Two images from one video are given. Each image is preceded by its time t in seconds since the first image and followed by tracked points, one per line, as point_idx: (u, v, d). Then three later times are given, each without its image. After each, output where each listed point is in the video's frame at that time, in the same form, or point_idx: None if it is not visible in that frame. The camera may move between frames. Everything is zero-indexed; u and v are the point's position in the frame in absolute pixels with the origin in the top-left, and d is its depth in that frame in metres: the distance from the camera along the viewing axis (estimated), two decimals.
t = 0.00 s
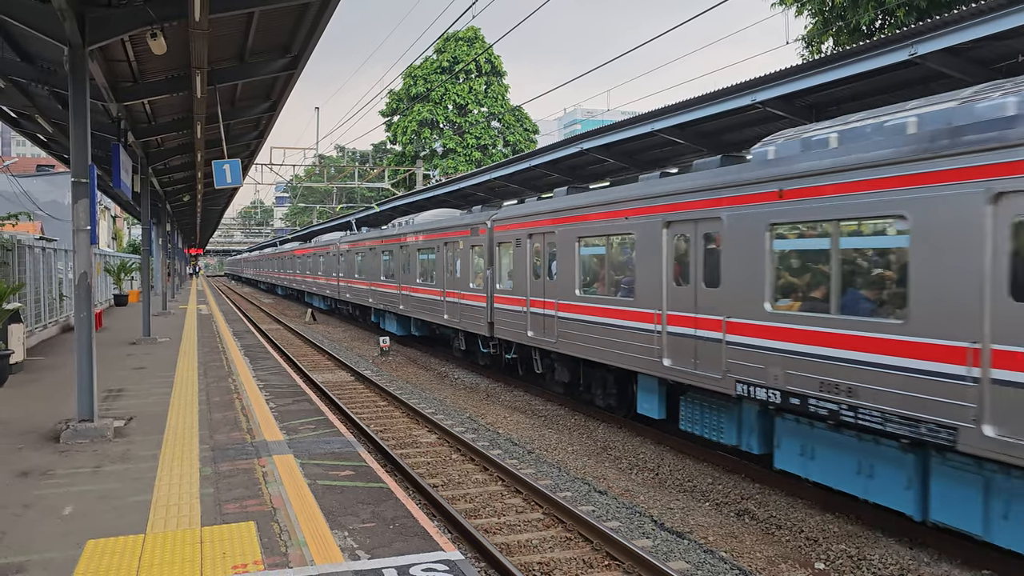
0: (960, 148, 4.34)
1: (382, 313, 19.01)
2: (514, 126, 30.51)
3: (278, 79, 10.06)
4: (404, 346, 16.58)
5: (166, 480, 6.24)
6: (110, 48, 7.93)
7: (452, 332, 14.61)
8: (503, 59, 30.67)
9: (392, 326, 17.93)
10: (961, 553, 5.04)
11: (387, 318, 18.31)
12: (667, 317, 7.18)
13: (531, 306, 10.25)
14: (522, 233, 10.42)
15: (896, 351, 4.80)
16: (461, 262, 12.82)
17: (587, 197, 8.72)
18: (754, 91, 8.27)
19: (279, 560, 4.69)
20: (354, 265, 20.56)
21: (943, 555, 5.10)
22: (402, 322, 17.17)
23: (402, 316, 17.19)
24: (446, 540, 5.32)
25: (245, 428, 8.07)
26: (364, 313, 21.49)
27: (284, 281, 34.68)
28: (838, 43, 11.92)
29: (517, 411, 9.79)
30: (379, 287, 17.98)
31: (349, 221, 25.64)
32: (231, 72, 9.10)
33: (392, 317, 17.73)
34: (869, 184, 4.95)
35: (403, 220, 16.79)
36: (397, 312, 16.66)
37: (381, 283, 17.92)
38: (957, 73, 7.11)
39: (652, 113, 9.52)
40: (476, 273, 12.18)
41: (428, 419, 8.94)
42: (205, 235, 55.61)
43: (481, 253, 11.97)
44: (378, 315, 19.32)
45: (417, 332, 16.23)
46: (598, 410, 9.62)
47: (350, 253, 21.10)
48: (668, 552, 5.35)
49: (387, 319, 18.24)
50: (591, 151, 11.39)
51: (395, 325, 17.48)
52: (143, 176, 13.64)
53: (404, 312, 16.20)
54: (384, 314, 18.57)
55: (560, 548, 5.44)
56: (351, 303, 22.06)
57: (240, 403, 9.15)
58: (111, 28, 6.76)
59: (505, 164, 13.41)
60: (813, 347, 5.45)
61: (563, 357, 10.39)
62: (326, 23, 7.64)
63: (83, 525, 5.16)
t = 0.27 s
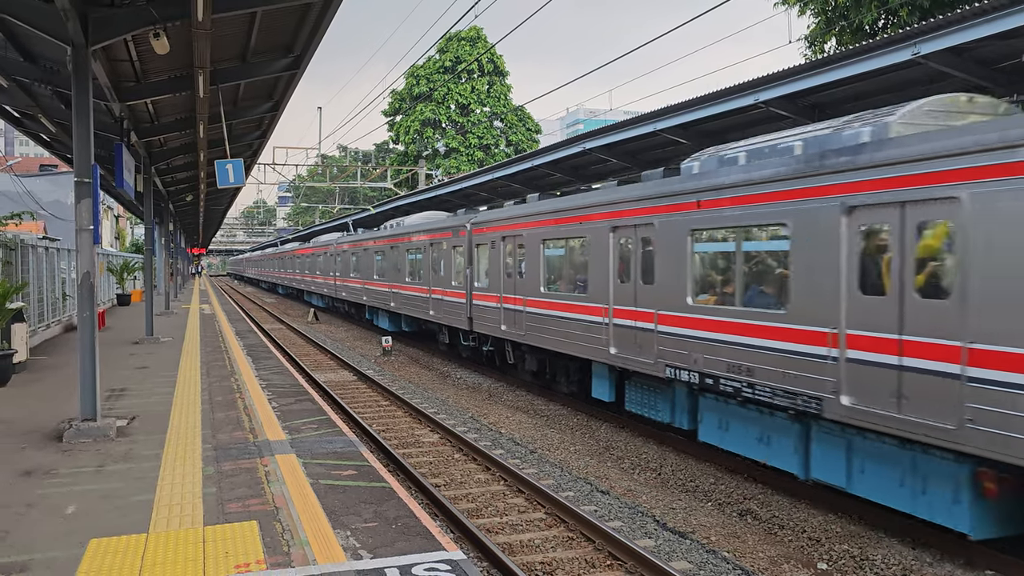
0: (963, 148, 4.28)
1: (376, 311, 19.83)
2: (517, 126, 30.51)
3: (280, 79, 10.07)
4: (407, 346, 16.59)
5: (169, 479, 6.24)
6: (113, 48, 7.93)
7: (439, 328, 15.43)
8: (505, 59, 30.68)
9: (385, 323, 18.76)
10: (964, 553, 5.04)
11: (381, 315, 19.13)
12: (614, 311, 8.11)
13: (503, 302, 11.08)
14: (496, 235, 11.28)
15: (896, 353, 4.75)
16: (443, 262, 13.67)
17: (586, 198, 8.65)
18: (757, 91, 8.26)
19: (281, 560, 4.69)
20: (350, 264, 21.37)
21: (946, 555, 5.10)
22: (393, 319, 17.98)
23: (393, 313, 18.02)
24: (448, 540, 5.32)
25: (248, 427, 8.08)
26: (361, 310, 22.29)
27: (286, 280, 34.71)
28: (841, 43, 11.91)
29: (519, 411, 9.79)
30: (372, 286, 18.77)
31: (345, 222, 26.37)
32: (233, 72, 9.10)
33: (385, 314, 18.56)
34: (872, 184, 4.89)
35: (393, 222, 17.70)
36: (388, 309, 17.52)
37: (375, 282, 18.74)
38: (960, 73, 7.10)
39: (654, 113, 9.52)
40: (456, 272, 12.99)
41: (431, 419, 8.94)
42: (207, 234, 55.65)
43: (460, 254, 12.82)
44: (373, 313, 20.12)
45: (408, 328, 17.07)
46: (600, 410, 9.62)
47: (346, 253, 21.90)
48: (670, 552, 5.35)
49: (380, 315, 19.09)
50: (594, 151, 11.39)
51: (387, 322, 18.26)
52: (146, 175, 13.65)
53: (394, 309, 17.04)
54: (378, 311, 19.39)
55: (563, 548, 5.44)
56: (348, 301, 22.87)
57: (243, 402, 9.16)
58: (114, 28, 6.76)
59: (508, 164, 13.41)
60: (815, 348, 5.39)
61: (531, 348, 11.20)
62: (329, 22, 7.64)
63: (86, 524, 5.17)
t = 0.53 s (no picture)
0: (966, 148, 4.33)
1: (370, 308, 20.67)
2: (520, 125, 30.48)
3: (283, 79, 10.09)
4: (409, 345, 16.60)
5: (171, 478, 6.25)
6: (116, 48, 7.95)
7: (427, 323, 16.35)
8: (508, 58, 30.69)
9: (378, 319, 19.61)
10: (968, 553, 5.03)
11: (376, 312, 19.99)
12: (569, 305, 9.16)
13: (481, 298, 12.02)
14: (473, 237, 12.28)
15: (896, 352, 4.80)
16: (428, 261, 14.58)
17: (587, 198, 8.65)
18: (759, 90, 8.25)
19: (284, 559, 4.70)
20: (345, 263, 22.18)
21: (949, 555, 5.09)
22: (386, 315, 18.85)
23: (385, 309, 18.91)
24: (451, 539, 5.32)
25: (250, 426, 8.09)
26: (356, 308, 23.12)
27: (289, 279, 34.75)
28: (844, 42, 11.90)
29: (522, 410, 9.78)
30: (366, 284, 19.64)
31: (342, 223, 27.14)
32: (237, 71, 9.11)
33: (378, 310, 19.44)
34: (875, 184, 4.92)
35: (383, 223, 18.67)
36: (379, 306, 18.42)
37: (368, 280, 19.63)
38: (963, 72, 7.09)
39: (657, 113, 9.51)
40: (441, 269, 13.87)
41: (433, 418, 8.94)
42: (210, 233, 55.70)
43: (443, 253, 13.76)
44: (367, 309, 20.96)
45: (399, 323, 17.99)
46: (603, 410, 9.61)
47: (341, 251, 22.70)
48: (672, 552, 5.35)
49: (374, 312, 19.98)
50: (596, 150, 11.40)
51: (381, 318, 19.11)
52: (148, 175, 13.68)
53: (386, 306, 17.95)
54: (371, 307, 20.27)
55: (565, 548, 5.44)
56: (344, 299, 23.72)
57: (246, 402, 9.16)
58: (117, 28, 6.78)
59: (511, 163, 13.41)
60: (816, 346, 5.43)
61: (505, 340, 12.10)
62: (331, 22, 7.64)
63: (90, 523, 5.18)
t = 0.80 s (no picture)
0: (969, 148, 4.40)
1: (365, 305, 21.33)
2: (523, 124, 30.45)
3: (286, 78, 10.10)
4: (411, 344, 16.62)
5: (174, 477, 6.26)
6: (119, 47, 7.96)
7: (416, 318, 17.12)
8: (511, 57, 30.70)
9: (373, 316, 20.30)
10: (971, 553, 5.02)
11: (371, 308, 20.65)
12: (537, 300, 10.14)
13: (462, 294, 12.94)
14: (455, 238, 13.18)
15: (899, 351, 4.88)
16: (416, 259, 15.45)
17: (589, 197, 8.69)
18: (763, 89, 8.24)
19: (287, 557, 4.70)
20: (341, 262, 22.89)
21: (952, 555, 5.08)
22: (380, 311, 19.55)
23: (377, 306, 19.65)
24: (454, 538, 5.32)
25: (253, 425, 8.10)
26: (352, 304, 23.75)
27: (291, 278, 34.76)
28: (847, 41, 11.88)
29: (525, 410, 9.78)
30: (360, 282, 20.33)
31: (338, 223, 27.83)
32: (240, 70, 9.12)
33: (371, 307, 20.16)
34: (880, 183, 4.98)
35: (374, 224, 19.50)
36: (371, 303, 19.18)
37: (361, 278, 20.34)
38: (967, 71, 7.06)
39: (660, 112, 9.50)
40: (427, 266, 14.70)
41: (436, 417, 8.94)
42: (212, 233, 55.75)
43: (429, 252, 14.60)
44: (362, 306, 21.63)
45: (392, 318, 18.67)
46: (605, 409, 9.60)
47: (337, 250, 23.41)
48: (674, 551, 5.35)
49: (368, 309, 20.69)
50: (599, 150, 11.40)
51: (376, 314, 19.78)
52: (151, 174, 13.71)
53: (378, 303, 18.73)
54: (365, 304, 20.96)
55: (568, 547, 5.44)
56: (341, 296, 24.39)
57: (249, 400, 9.17)
58: (121, 27, 6.78)
59: (514, 162, 13.40)
60: (821, 346, 5.49)
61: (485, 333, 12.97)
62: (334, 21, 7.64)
63: (93, 522, 5.18)
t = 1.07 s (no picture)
0: (972, 148, 4.39)
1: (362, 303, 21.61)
2: (525, 124, 30.47)
3: (288, 77, 10.12)
4: (413, 343, 16.63)
5: (176, 475, 6.27)
6: (123, 46, 7.96)
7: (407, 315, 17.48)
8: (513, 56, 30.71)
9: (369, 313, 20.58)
10: (974, 553, 5.02)
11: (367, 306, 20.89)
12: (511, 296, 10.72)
13: (447, 292, 13.37)
14: (440, 238, 13.57)
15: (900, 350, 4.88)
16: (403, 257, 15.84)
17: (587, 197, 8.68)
18: (765, 89, 8.23)
19: (290, 556, 4.71)
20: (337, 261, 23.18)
21: (955, 555, 5.07)
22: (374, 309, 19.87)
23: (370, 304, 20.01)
24: (456, 537, 5.32)
25: (255, 424, 8.11)
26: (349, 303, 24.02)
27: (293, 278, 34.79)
28: (850, 40, 11.87)
29: (527, 409, 9.78)
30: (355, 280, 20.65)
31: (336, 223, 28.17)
32: (243, 69, 9.12)
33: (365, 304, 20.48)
34: (881, 183, 4.98)
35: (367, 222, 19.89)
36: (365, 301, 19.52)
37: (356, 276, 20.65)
38: (970, 70, 7.05)
39: (663, 111, 9.50)
40: (415, 264, 15.11)
41: (438, 417, 8.94)
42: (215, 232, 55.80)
43: (415, 251, 15.03)
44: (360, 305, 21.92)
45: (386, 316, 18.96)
46: (607, 408, 9.60)
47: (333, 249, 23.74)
48: (677, 550, 5.35)
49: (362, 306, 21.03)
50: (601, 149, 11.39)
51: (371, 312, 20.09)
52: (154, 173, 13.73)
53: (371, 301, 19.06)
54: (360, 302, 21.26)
55: (570, 546, 5.44)
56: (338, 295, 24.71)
57: (252, 400, 9.18)
58: (124, 26, 6.79)
59: (516, 162, 13.41)
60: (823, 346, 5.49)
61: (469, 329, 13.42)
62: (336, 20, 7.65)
63: (96, 520, 5.19)
